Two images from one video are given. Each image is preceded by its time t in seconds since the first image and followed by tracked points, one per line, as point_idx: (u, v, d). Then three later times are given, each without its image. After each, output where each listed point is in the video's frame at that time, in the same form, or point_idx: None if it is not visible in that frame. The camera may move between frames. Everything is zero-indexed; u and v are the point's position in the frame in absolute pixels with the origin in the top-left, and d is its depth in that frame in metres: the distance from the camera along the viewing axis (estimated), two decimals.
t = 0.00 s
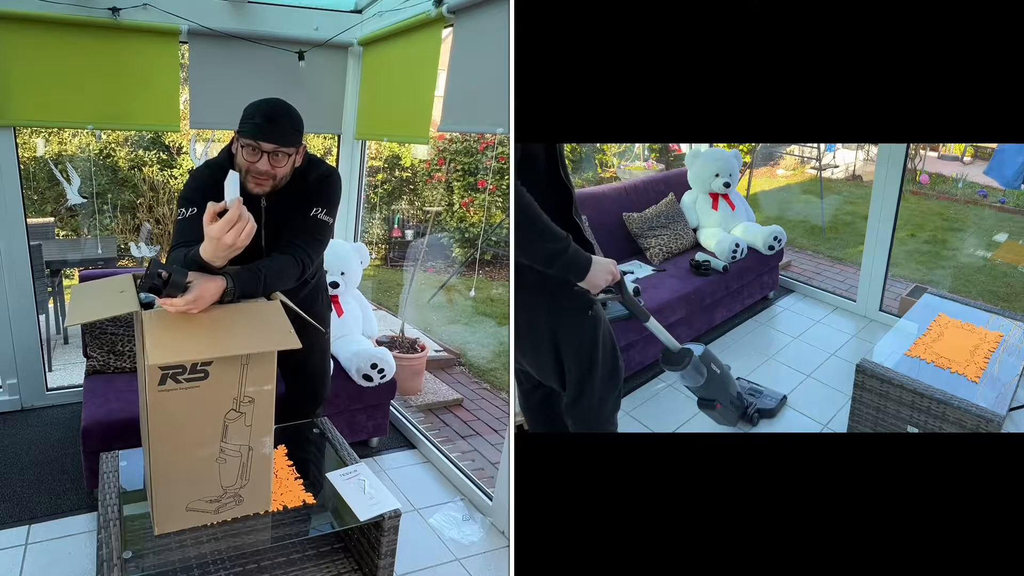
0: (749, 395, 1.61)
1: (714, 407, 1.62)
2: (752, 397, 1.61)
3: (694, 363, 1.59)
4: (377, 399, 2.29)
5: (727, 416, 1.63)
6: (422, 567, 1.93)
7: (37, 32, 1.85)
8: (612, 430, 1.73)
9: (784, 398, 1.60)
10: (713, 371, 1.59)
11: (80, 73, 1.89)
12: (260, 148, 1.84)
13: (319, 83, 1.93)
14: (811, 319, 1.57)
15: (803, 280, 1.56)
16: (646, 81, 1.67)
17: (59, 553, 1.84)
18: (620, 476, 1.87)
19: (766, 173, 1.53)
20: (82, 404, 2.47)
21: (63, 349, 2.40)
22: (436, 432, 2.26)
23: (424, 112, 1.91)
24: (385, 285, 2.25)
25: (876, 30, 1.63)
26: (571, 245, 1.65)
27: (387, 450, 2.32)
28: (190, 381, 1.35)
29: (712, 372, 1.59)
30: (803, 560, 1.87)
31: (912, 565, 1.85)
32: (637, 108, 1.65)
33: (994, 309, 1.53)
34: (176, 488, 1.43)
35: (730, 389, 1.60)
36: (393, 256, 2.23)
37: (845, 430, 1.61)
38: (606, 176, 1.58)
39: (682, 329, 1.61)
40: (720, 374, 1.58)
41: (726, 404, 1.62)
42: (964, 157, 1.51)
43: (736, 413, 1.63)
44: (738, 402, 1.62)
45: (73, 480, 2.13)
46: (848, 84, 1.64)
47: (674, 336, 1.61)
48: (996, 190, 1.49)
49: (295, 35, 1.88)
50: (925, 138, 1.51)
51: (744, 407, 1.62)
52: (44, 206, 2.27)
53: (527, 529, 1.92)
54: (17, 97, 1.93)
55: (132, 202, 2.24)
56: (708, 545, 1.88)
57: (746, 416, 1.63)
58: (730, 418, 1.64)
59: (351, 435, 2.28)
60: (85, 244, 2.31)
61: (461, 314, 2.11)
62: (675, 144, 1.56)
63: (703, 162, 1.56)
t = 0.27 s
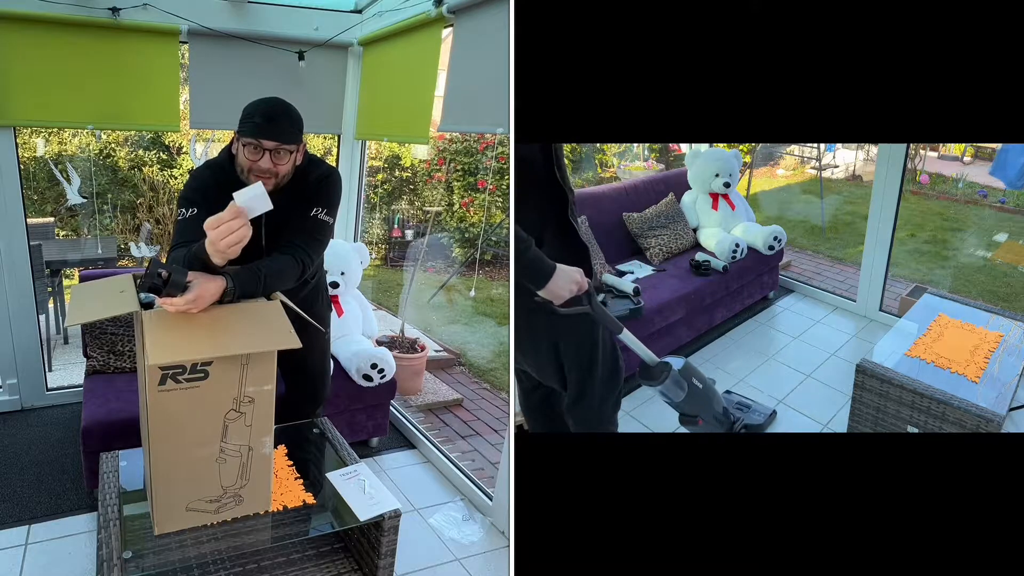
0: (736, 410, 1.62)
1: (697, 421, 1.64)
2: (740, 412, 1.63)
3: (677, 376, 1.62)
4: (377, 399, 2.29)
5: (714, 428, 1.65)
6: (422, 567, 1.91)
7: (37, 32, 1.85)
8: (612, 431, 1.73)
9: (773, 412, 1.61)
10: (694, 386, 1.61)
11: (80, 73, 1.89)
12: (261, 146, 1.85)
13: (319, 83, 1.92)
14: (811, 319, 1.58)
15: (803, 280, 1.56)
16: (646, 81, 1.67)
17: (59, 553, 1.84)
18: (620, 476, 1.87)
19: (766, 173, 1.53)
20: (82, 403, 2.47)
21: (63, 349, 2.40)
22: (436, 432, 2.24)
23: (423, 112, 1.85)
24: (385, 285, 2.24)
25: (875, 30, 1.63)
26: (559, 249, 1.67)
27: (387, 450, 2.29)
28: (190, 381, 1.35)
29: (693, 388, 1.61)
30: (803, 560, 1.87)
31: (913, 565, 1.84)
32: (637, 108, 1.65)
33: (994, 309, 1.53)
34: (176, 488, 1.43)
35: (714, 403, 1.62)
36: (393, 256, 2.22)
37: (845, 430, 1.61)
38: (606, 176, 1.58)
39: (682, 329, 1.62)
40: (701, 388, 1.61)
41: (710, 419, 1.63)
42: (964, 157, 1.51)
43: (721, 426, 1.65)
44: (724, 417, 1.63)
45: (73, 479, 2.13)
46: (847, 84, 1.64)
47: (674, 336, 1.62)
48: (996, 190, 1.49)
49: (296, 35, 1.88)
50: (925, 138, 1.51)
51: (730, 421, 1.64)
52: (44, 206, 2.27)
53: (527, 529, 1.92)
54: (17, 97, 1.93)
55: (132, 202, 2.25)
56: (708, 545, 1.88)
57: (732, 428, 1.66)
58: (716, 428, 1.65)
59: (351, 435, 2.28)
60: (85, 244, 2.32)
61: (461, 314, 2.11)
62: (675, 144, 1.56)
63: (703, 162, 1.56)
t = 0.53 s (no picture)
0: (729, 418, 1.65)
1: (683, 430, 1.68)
2: (734, 421, 1.65)
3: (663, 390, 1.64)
4: (377, 399, 2.27)
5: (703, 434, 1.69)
6: (421, 567, 1.92)
7: (37, 32, 1.85)
8: (613, 430, 1.73)
9: (767, 424, 1.64)
10: (680, 398, 1.64)
11: (80, 73, 1.89)
12: (256, 143, 1.84)
13: (320, 83, 1.93)
14: (811, 319, 1.58)
15: (803, 280, 1.56)
16: (645, 81, 1.67)
17: (59, 553, 1.84)
18: (620, 476, 1.87)
19: (766, 173, 1.53)
20: (82, 404, 2.47)
21: (63, 349, 2.40)
22: (436, 432, 2.24)
23: (424, 111, 1.84)
24: (385, 285, 2.23)
25: (875, 30, 1.63)
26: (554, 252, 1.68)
27: (387, 450, 2.27)
28: (190, 381, 1.35)
29: (677, 401, 1.64)
30: (802, 559, 1.87)
31: (913, 565, 1.84)
32: (637, 108, 1.65)
33: (994, 309, 1.53)
34: (176, 488, 1.43)
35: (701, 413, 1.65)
36: (393, 256, 2.22)
37: (845, 430, 1.61)
38: (606, 176, 1.58)
39: (681, 329, 1.62)
40: (686, 402, 1.64)
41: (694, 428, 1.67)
42: (965, 157, 1.51)
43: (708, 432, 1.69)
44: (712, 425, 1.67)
45: (73, 479, 2.13)
46: (847, 84, 1.64)
47: (674, 336, 1.63)
48: (996, 190, 1.49)
49: (296, 35, 1.88)
50: (925, 138, 1.50)
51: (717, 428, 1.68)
52: (44, 206, 2.27)
53: (528, 529, 1.92)
54: (17, 97, 1.94)
55: (132, 201, 2.24)
56: (708, 545, 1.88)
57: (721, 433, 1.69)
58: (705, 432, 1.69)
59: (350, 434, 2.25)
60: (85, 244, 2.31)
61: (461, 314, 2.11)
62: (675, 144, 1.56)
63: (703, 162, 1.56)
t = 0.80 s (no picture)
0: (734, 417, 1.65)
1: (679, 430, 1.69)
2: (737, 421, 1.66)
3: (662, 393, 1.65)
4: (377, 399, 2.28)
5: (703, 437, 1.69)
6: (422, 567, 1.92)
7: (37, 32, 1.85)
8: (613, 430, 1.73)
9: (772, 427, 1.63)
10: (677, 403, 1.66)
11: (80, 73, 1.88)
12: (249, 145, 1.84)
13: (320, 83, 1.93)
14: (811, 319, 1.58)
15: (803, 280, 1.56)
16: (645, 81, 1.67)
17: (59, 553, 1.84)
18: (621, 475, 1.87)
19: (766, 173, 1.53)
20: (82, 404, 2.47)
21: (63, 349, 2.40)
22: (436, 432, 2.25)
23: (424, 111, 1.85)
24: (385, 285, 2.24)
25: (875, 30, 1.63)
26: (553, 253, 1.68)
27: (387, 450, 2.29)
28: (190, 381, 1.35)
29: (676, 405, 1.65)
30: (802, 559, 1.87)
31: (912, 565, 1.85)
32: (637, 108, 1.64)
33: (994, 309, 1.53)
34: (176, 488, 1.43)
35: (701, 415, 1.66)
36: (393, 256, 2.22)
37: (845, 430, 1.61)
38: (606, 176, 1.58)
39: (681, 329, 1.62)
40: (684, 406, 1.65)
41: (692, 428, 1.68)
42: (965, 157, 1.51)
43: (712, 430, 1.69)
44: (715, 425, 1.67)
45: (73, 479, 2.13)
46: (847, 84, 1.64)
47: (674, 336, 1.63)
48: (996, 190, 1.49)
49: (296, 35, 1.88)
50: (925, 138, 1.50)
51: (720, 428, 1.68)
52: (43, 206, 2.27)
53: (528, 529, 1.92)
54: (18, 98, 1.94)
55: (132, 202, 2.24)
56: (708, 545, 1.88)
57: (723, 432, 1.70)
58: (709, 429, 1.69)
59: (351, 434, 2.26)
60: (85, 244, 2.31)
61: (461, 314, 2.11)
62: (675, 144, 1.56)
63: (703, 162, 1.56)
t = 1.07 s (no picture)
0: (746, 412, 1.64)
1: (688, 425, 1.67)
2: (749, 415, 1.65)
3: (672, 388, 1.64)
4: (377, 399, 2.30)
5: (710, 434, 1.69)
6: (423, 567, 1.92)
7: (36, 32, 1.84)
8: (612, 430, 1.74)
9: (783, 425, 1.63)
10: (689, 399, 1.64)
11: (80, 73, 1.90)
12: (250, 143, 1.80)
13: (320, 83, 1.94)
14: (811, 319, 1.58)
15: (802, 280, 1.56)
16: (646, 81, 1.67)
17: (59, 553, 1.84)
18: (622, 475, 1.86)
19: (766, 173, 1.53)
20: (82, 404, 2.47)
21: (63, 349, 2.40)
22: (436, 432, 2.26)
23: (424, 112, 1.91)
24: (385, 285, 2.29)
25: (875, 30, 1.63)
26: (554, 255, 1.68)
27: (387, 450, 2.32)
28: (190, 381, 1.35)
29: (686, 401, 1.65)
30: (802, 559, 1.87)
31: (912, 565, 1.85)
32: (637, 108, 1.64)
33: (994, 309, 1.53)
34: (176, 488, 1.43)
35: (712, 410, 1.65)
36: (393, 256, 2.25)
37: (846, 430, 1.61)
38: (606, 176, 1.59)
39: (681, 328, 1.62)
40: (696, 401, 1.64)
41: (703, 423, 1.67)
42: (965, 157, 1.50)
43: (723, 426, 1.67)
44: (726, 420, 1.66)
45: (73, 480, 2.13)
46: (847, 84, 1.64)
47: (674, 336, 1.63)
48: (996, 190, 1.49)
49: (297, 36, 1.89)
50: (925, 138, 1.50)
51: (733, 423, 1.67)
52: (44, 205, 2.26)
53: (528, 529, 1.92)
54: (16, 97, 1.93)
55: (132, 202, 2.25)
56: (708, 545, 1.88)
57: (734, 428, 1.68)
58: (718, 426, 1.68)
59: (351, 435, 2.29)
60: (85, 245, 2.30)
61: (461, 314, 2.10)
62: (675, 144, 1.56)
63: (703, 162, 1.56)
